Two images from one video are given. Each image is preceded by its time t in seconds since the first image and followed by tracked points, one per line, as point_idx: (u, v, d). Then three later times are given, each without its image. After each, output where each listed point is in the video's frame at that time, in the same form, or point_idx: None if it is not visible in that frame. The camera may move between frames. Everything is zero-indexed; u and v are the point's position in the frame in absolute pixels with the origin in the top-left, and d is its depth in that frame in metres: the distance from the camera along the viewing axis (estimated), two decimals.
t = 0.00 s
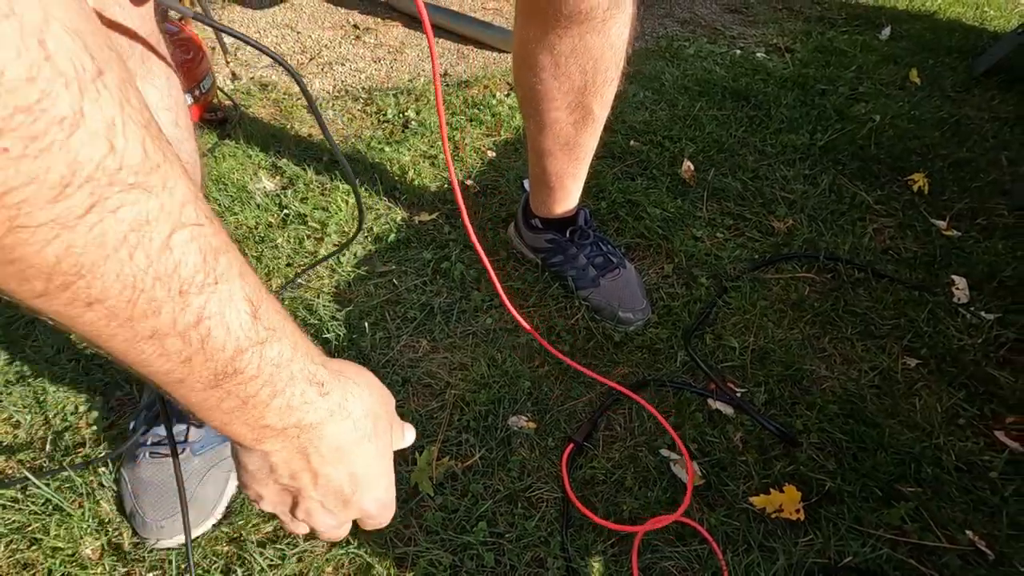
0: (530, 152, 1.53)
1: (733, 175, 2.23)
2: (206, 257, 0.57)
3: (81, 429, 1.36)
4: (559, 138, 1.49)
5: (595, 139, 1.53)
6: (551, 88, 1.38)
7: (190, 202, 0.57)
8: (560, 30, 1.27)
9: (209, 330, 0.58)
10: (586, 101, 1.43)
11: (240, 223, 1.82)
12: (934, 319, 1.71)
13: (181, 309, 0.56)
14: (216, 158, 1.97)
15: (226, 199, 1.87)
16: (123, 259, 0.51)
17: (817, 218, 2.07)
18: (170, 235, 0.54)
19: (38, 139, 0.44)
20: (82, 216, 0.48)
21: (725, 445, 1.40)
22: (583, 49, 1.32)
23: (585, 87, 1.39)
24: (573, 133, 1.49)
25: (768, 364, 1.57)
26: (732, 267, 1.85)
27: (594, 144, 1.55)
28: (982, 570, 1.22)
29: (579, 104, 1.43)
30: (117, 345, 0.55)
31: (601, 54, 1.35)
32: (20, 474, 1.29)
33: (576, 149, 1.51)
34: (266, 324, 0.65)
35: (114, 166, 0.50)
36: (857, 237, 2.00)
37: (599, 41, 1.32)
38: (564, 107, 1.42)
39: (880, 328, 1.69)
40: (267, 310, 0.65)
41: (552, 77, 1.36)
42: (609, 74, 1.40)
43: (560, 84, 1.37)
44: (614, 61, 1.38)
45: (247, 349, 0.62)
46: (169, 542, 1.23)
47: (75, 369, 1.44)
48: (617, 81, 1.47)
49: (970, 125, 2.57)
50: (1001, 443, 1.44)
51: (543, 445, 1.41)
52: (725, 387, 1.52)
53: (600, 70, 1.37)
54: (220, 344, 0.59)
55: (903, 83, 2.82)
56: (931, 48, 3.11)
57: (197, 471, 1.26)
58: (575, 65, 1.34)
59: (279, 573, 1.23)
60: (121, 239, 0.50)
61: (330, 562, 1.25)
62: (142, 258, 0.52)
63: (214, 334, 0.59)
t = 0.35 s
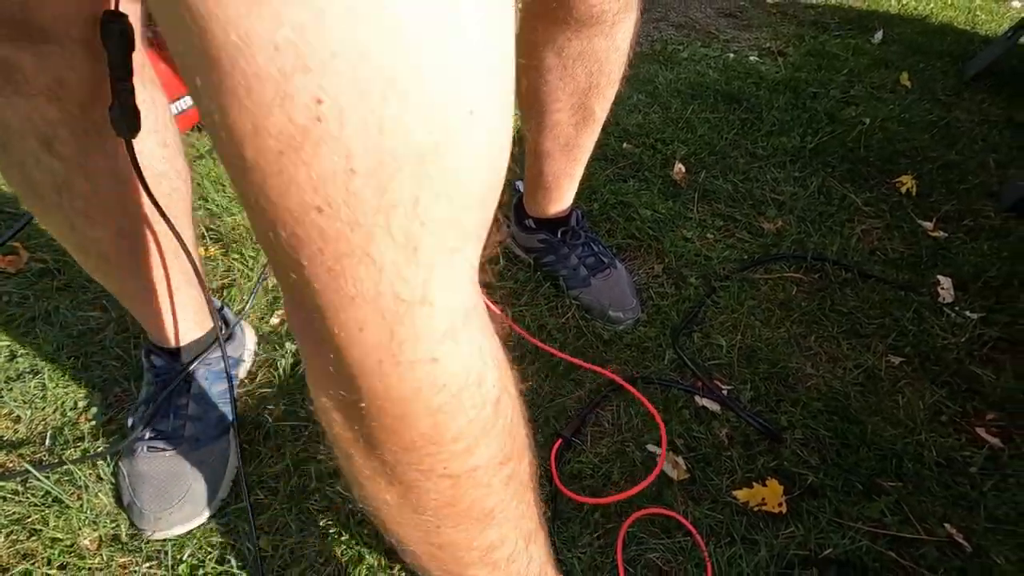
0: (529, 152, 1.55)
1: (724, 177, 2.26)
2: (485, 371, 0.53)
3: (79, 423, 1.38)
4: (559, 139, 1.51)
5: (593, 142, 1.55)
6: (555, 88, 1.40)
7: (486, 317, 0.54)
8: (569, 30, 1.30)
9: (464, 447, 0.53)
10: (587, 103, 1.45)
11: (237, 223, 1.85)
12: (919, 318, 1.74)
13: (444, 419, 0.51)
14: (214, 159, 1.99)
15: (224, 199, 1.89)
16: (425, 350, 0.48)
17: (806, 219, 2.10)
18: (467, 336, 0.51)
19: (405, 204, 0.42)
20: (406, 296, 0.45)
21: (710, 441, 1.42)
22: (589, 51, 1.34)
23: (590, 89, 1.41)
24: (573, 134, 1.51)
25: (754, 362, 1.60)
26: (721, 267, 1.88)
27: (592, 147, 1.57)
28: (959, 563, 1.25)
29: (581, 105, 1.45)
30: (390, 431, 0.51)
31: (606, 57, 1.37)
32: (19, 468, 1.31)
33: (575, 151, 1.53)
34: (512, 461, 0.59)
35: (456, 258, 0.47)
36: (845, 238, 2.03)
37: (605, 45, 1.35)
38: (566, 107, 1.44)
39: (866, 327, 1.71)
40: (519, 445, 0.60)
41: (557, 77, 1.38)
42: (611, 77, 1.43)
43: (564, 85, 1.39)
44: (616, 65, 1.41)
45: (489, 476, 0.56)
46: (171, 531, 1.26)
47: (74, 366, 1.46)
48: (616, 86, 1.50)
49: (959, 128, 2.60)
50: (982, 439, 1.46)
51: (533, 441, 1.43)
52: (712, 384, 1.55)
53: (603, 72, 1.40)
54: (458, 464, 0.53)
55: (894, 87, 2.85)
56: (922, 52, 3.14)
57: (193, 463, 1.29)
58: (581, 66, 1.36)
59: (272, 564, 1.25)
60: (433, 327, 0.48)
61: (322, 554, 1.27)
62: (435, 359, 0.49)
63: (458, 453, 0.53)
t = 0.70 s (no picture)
0: (522, 155, 1.60)
1: (710, 179, 2.33)
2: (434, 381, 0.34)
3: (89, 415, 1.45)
4: (551, 143, 1.56)
5: (584, 146, 1.61)
6: (548, 95, 1.45)
7: (447, 316, 0.37)
8: (562, 42, 1.35)
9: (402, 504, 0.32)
10: (578, 110, 1.50)
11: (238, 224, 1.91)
12: (894, 314, 1.81)
13: (352, 450, 0.31)
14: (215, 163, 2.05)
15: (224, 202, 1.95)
16: (333, 325, 0.30)
17: (788, 220, 2.16)
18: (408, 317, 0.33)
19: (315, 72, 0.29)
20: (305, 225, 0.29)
21: (691, 431, 1.49)
22: (581, 61, 1.40)
23: (582, 96, 1.46)
24: (564, 139, 1.56)
25: (735, 357, 1.67)
26: (706, 266, 1.95)
27: (582, 151, 1.62)
28: (923, 544, 1.32)
29: (572, 112, 1.50)
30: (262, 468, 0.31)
31: (597, 67, 1.43)
32: (32, 457, 1.38)
33: (566, 155, 1.59)
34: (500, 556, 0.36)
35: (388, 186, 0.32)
36: (825, 238, 2.10)
37: (596, 56, 1.40)
38: (558, 113, 1.49)
39: (843, 323, 1.78)
40: (512, 526, 0.37)
41: (548, 86, 1.43)
42: (601, 85, 1.48)
43: (556, 92, 1.45)
44: (606, 75, 1.47)
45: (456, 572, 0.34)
46: (179, 517, 1.31)
47: (83, 361, 1.53)
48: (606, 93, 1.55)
49: (940, 131, 2.67)
50: (951, 429, 1.53)
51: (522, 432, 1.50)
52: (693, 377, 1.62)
53: (593, 81, 1.45)
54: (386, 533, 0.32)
55: (878, 90, 2.92)
56: (907, 56, 3.21)
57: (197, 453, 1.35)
58: (573, 76, 1.42)
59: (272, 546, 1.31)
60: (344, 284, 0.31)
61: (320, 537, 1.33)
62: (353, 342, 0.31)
63: (385, 517, 0.32)
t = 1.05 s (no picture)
0: (505, 173, 1.72)
1: (689, 190, 2.45)
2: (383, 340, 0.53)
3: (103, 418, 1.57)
4: (532, 163, 1.68)
5: (562, 165, 1.73)
6: (527, 119, 1.58)
7: (410, 329, 0.57)
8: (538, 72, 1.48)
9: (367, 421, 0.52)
10: (556, 132, 1.62)
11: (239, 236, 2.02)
12: (856, 318, 1.93)
13: (334, 385, 0.50)
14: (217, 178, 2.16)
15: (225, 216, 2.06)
16: (333, 317, 0.50)
17: (761, 229, 2.28)
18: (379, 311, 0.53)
19: (334, 162, 0.47)
20: (309, 252, 0.48)
21: (661, 429, 1.61)
22: (555, 89, 1.53)
23: (557, 120, 1.59)
24: (544, 159, 1.68)
25: (705, 360, 1.78)
26: (681, 273, 2.06)
27: (561, 169, 1.75)
28: (870, 531, 1.44)
29: (550, 134, 1.62)
30: (283, 394, 0.51)
31: (571, 94, 1.56)
32: (52, 456, 1.50)
33: (546, 173, 1.71)
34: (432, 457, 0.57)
35: (372, 230, 0.51)
36: (796, 246, 2.21)
37: (570, 84, 1.53)
38: (537, 135, 1.61)
39: (808, 327, 1.90)
40: (437, 430, 0.57)
41: (527, 111, 1.56)
42: (576, 110, 1.61)
43: (534, 116, 1.57)
44: (581, 100, 1.59)
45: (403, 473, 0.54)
46: (189, 509, 1.43)
47: (97, 368, 1.65)
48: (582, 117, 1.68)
49: (910, 142, 2.79)
50: (903, 426, 1.65)
51: (504, 431, 1.61)
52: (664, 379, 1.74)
53: (569, 107, 1.58)
54: (370, 462, 0.53)
55: (853, 102, 3.04)
56: (883, 68, 3.33)
57: (204, 452, 1.48)
58: (549, 102, 1.54)
59: (274, 536, 1.42)
60: (343, 293, 0.50)
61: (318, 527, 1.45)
62: (351, 345, 0.51)
63: (358, 427, 0.52)
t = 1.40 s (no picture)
0: (486, 194, 1.91)
1: (660, 202, 2.64)
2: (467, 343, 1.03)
3: (131, 416, 1.77)
4: (510, 186, 1.87)
5: (538, 187, 1.92)
6: (504, 148, 1.77)
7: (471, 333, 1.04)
8: (513, 109, 1.67)
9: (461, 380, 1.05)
10: (531, 159, 1.81)
11: (246, 251, 2.23)
12: (806, 321, 2.13)
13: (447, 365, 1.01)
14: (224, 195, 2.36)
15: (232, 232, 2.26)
16: (443, 333, 0.97)
17: (725, 239, 2.48)
18: (462, 332, 1.00)
19: (432, 271, 0.90)
20: (432, 312, 0.94)
21: (624, 423, 1.81)
22: (529, 123, 1.72)
23: (531, 149, 1.78)
24: (521, 182, 1.87)
25: (667, 360, 1.99)
26: (649, 281, 2.27)
27: (537, 191, 1.93)
28: (803, 509, 1.66)
29: (526, 161, 1.81)
30: (417, 368, 1.01)
31: (544, 127, 1.74)
32: (87, 450, 1.70)
33: (523, 195, 1.90)
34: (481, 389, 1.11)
35: (452, 289, 0.95)
36: (756, 255, 2.42)
37: (543, 119, 1.72)
38: (514, 162, 1.80)
39: (762, 329, 2.10)
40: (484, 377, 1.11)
41: (504, 142, 1.75)
42: (550, 140, 1.80)
43: (510, 146, 1.76)
44: (553, 132, 1.78)
45: (471, 409, 1.10)
46: (209, 495, 1.64)
47: (123, 372, 1.85)
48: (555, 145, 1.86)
49: (870, 154, 2.99)
50: (839, 418, 1.85)
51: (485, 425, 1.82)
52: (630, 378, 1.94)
53: (542, 138, 1.77)
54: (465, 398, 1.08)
55: (819, 115, 3.24)
56: (850, 81, 3.52)
57: (222, 445, 1.67)
58: (524, 134, 1.74)
59: (283, 518, 1.63)
60: (444, 323, 0.97)
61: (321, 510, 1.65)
62: (450, 347, 1.00)
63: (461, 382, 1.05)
